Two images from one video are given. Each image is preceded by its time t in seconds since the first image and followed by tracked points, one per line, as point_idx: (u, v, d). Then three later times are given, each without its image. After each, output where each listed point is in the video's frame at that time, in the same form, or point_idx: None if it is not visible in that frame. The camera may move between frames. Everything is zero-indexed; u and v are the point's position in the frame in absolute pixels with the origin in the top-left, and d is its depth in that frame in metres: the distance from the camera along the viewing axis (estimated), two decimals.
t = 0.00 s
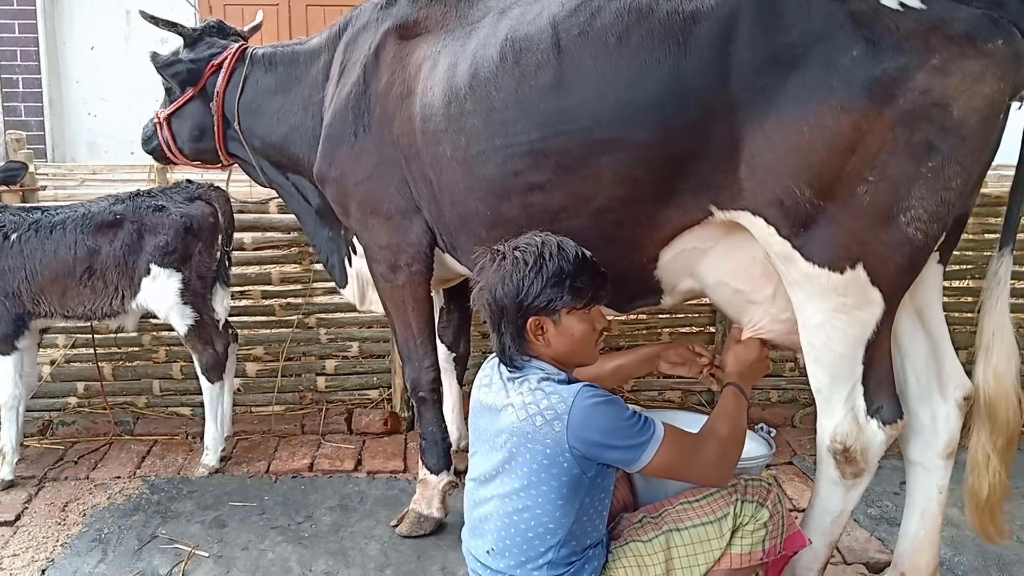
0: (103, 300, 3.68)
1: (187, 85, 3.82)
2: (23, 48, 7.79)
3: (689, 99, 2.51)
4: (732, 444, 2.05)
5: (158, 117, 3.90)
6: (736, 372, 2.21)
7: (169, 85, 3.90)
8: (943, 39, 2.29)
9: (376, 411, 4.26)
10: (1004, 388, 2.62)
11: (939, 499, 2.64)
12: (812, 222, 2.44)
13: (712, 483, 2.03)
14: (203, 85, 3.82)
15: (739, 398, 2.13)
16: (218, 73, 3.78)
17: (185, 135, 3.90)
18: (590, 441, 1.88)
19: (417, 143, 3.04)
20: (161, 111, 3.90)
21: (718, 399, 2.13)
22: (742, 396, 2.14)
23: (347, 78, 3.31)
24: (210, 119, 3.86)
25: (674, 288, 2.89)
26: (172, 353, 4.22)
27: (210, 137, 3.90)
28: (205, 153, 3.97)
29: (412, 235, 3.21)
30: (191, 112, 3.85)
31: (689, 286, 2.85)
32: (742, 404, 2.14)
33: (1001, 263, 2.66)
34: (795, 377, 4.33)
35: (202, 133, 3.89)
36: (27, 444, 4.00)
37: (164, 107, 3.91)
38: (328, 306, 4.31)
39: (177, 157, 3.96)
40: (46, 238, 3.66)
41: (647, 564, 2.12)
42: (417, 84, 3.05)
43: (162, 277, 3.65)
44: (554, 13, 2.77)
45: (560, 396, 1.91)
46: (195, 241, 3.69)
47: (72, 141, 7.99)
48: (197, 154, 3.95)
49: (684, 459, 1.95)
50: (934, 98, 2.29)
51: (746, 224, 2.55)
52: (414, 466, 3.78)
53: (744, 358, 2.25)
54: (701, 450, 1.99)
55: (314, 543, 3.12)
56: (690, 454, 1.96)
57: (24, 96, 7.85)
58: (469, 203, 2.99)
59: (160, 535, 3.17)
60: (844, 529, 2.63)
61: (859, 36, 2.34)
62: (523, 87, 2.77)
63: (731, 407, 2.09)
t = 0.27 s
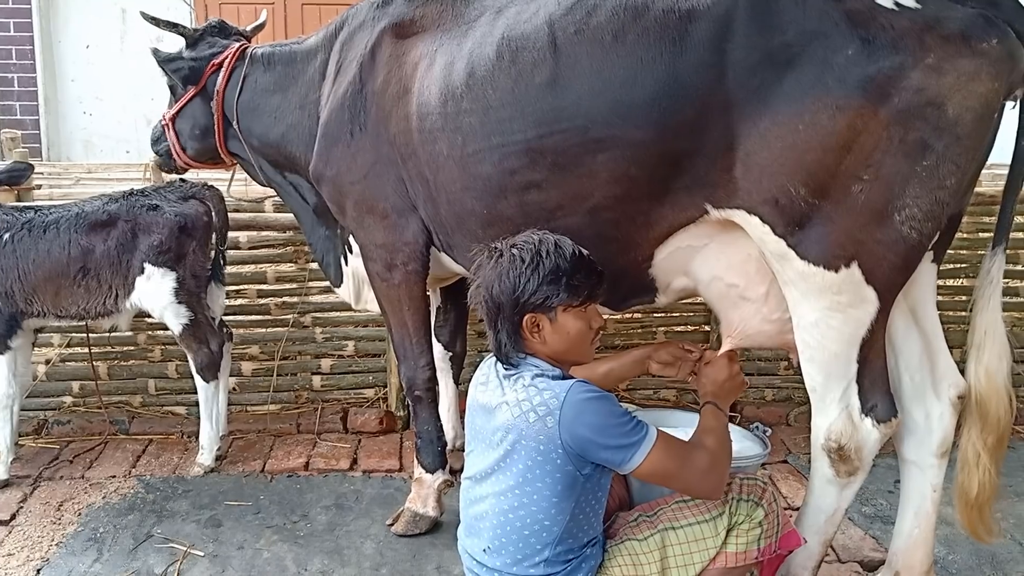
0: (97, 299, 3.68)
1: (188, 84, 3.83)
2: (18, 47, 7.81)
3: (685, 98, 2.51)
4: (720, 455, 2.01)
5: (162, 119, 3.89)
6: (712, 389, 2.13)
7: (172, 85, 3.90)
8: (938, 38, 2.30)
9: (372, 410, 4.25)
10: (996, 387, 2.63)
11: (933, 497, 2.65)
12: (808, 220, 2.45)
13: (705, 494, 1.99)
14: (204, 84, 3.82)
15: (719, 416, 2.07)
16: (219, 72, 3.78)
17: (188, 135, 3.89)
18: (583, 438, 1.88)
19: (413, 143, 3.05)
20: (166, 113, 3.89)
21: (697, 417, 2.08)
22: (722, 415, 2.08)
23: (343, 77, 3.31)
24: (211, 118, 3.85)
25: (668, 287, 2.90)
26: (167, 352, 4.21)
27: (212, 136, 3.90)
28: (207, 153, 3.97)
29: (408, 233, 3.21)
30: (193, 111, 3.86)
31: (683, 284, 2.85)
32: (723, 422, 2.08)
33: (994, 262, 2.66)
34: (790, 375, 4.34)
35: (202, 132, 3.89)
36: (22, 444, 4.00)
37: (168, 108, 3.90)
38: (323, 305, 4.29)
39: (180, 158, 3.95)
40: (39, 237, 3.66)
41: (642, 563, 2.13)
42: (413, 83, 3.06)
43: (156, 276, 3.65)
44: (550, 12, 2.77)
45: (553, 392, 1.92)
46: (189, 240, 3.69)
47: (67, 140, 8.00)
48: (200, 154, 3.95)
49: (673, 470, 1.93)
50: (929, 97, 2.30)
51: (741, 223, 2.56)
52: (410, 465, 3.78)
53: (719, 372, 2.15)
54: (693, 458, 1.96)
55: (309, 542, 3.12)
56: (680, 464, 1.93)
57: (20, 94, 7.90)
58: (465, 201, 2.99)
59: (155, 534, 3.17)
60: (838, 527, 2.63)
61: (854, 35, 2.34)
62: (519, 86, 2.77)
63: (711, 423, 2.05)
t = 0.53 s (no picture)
0: (92, 300, 3.67)
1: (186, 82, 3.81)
2: (13, 46, 7.80)
3: (678, 97, 2.51)
4: (716, 461, 2.01)
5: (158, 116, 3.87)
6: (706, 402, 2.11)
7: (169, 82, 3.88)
8: (930, 37, 2.30)
9: (368, 410, 4.24)
10: (989, 386, 2.63)
11: (928, 496, 2.65)
12: (801, 219, 2.45)
13: (700, 498, 1.99)
14: (203, 83, 3.81)
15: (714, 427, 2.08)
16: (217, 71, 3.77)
17: (182, 133, 3.87)
18: (579, 435, 1.88)
19: (409, 141, 3.04)
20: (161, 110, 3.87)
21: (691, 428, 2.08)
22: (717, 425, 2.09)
23: (339, 76, 3.31)
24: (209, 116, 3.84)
25: (663, 285, 2.90)
26: (163, 352, 4.21)
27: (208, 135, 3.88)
28: (204, 151, 3.95)
29: (404, 232, 3.21)
30: (190, 110, 3.83)
31: (678, 283, 2.85)
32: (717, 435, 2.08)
33: (988, 261, 2.67)
34: (785, 374, 4.35)
35: (199, 131, 3.87)
36: (17, 444, 3.99)
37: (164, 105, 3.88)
38: (320, 305, 4.29)
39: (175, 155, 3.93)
40: (34, 237, 3.66)
41: (639, 562, 2.13)
42: (409, 82, 3.05)
43: (152, 276, 3.64)
44: (544, 11, 2.77)
45: (549, 388, 1.92)
46: (185, 239, 3.68)
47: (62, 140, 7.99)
48: (195, 152, 3.93)
49: (670, 473, 1.92)
50: (922, 96, 2.30)
51: (735, 222, 2.56)
52: (406, 464, 3.78)
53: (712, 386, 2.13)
54: (689, 461, 1.96)
55: (306, 542, 3.12)
56: (677, 467, 1.93)
57: (14, 94, 7.90)
58: (460, 200, 2.99)
59: (151, 534, 3.17)
60: (834, 526, 2.64)
61: (847, 34, 2.35)
62: (513, 84, 2.77)
63: (706, 431, 2.06)
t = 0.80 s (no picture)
0: (88, 300, 3.67)
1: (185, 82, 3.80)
2: (7, 46, 7.78)
3: (672, 97, 2.52)
4: (713, 466, 2.00)
5: (156, 116, 3.86)
6: (721, 394, 2.14)
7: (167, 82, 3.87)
8: (922, 37, 2.31)
9: (365, 410, 4.24)
10: (981, 386, 2.63)
11: (923, 495, 2.66)
12: (794, 219, 2.45)
13: (692, 504, 1.98)
14: (201, 83, 3.80)
15: (722, 424, 2.08)
16: (214, 72, 3.78)
17: (181, 133, 3.87)
18: (572, 439, 1.88)
19: (404, 142, 3.04)
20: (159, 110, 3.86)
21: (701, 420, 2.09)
22: (726, 422, 2.09)
23: (334, 76, 3.31)
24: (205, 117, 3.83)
25: (658, 284, 2.90)
26: (159, 352, 4.20)
27: (206, 137, 3.88)
28: (202, 152, 3.95)
29: (399, 233, 3.21)
30: (188, 110, 3.82)
31: (673, 282, 2.86)
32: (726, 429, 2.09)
33: (979, 260, 2.67)
34: (781, 373, 4.36)
35: (197, 132, 3.86)
36: (13, 445, 3.98)
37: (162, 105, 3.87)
38: (316, 305, 4.28)
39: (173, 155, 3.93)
40: (29, 238, 3.65)
41: (635, 562, 2.13)
42: (404, 83, 3.05)
43: (148, 276, 3.64)
44: (537, 12, 2.77)
45: (543, 391, 1.92)
46: (181, 239, 3.68)
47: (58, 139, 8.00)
48: (193, 153, 3.93)
49: (662, 478, 1.92)
50: (914, 96, 2.31)
51: (729, 222, 2.56)
52: (402, 464, 3.78)
53: (726, 378, 2.17)
54: (682, 467, 1.95)
55: (302, 543, 3.12)
56: (669, 473, 1.92)
57: (9, 94, 7.87)
58: (455, 201, 2.99)
59: (148, 535, 3.16)
60: (829, 525, 2.64)
61: (839, 34, 2.35)
62: (507, 85, 2.77)
63: (713, 428, 2.06)
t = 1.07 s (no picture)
0: (84, 300, 3.66)
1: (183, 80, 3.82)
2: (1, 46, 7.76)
3: (669, 96, 2.52)
4: (714, 475, 1.98)
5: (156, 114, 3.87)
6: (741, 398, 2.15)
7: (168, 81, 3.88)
8: (918, 36, 2.31)
9: (361, 410, 4.23)
10: (976, 386, 2.64)
11: (918, 493, 2.67)
12: (791, 217, 2.46)
13: (688, 512, 1.95)
14: (200, 82, 3.81)
15: (736, 430, 2.05)
16: (213, 71, 3.78)
17: (180, 131, 3.87)
18: (565, 441, 1.88)
19: (400, 141, 3.05)
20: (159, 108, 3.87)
21: (715, 425, 2.06)
22: (739, 429, 2.06)
23: (330, 76, 3.31)
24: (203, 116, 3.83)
25: (654, 282, 2.91)
26: (154, 352, 4.19)
27: (204, 135, 3.88)
28: (200, 151, 3.94)
29: (396, 232, 3.21)
30: (186, 108, 3.83)
31: (670, 279, 2.86)
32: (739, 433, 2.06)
33: (974, 259, 2.68)
34: (776, 372, 4.36)
35: (195, 130, 3.86)
36: (8, 445, 3.97)
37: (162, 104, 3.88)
38: (312, 304, 4.26)
39: (170, 154, 3.92)
40: (25, 238, 3.65)
41: (631, 560, 2.13)
42: (400, 82, 3.05)
43: (145, 275, 3.64)
44: (534, 12, 2.77)
45: (537, 392, 1.92)
46: (177, 239, 3.68)
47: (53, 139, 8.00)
48: (192, 152, 3.93)
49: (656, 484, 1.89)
50: (910, 95, 2.31)
51: (726, 220, 2.57)
52: (399, 464, 3.78)
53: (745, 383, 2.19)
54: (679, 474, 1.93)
55: (298, 542, 3.11)
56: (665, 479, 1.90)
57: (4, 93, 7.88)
58: (451, 200, 3.00)
59: (143, 535, 3.16)
60: (825, 523, 2.65)
61: (836, 33, 2.36)
62: (504, 84, 2.77)
63: (721, 434, 2.03)
